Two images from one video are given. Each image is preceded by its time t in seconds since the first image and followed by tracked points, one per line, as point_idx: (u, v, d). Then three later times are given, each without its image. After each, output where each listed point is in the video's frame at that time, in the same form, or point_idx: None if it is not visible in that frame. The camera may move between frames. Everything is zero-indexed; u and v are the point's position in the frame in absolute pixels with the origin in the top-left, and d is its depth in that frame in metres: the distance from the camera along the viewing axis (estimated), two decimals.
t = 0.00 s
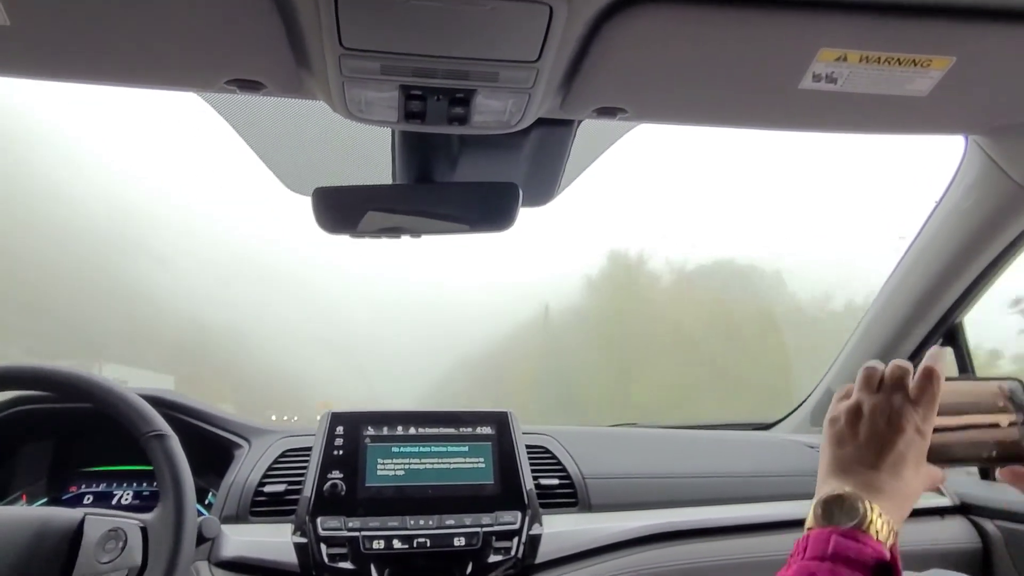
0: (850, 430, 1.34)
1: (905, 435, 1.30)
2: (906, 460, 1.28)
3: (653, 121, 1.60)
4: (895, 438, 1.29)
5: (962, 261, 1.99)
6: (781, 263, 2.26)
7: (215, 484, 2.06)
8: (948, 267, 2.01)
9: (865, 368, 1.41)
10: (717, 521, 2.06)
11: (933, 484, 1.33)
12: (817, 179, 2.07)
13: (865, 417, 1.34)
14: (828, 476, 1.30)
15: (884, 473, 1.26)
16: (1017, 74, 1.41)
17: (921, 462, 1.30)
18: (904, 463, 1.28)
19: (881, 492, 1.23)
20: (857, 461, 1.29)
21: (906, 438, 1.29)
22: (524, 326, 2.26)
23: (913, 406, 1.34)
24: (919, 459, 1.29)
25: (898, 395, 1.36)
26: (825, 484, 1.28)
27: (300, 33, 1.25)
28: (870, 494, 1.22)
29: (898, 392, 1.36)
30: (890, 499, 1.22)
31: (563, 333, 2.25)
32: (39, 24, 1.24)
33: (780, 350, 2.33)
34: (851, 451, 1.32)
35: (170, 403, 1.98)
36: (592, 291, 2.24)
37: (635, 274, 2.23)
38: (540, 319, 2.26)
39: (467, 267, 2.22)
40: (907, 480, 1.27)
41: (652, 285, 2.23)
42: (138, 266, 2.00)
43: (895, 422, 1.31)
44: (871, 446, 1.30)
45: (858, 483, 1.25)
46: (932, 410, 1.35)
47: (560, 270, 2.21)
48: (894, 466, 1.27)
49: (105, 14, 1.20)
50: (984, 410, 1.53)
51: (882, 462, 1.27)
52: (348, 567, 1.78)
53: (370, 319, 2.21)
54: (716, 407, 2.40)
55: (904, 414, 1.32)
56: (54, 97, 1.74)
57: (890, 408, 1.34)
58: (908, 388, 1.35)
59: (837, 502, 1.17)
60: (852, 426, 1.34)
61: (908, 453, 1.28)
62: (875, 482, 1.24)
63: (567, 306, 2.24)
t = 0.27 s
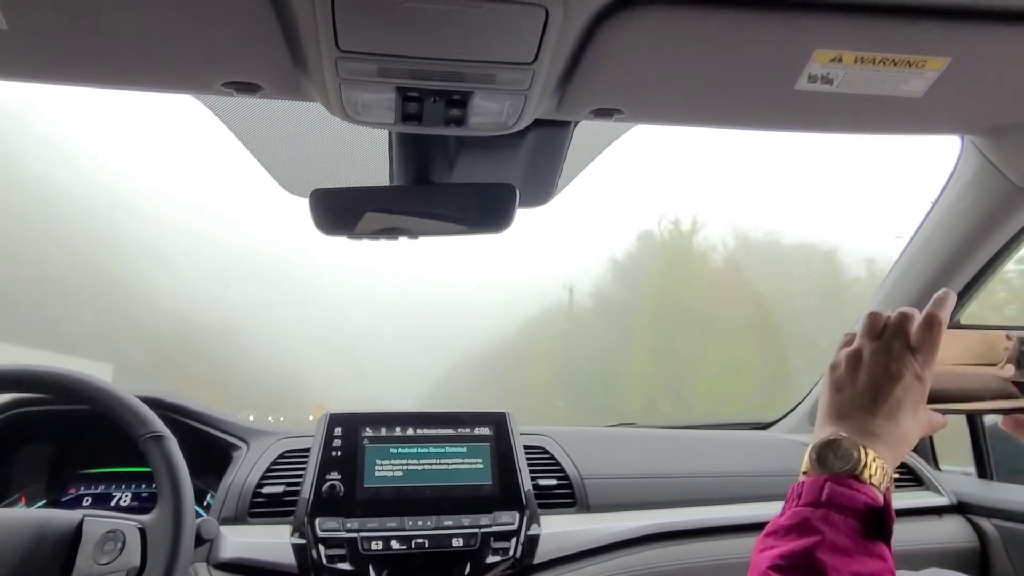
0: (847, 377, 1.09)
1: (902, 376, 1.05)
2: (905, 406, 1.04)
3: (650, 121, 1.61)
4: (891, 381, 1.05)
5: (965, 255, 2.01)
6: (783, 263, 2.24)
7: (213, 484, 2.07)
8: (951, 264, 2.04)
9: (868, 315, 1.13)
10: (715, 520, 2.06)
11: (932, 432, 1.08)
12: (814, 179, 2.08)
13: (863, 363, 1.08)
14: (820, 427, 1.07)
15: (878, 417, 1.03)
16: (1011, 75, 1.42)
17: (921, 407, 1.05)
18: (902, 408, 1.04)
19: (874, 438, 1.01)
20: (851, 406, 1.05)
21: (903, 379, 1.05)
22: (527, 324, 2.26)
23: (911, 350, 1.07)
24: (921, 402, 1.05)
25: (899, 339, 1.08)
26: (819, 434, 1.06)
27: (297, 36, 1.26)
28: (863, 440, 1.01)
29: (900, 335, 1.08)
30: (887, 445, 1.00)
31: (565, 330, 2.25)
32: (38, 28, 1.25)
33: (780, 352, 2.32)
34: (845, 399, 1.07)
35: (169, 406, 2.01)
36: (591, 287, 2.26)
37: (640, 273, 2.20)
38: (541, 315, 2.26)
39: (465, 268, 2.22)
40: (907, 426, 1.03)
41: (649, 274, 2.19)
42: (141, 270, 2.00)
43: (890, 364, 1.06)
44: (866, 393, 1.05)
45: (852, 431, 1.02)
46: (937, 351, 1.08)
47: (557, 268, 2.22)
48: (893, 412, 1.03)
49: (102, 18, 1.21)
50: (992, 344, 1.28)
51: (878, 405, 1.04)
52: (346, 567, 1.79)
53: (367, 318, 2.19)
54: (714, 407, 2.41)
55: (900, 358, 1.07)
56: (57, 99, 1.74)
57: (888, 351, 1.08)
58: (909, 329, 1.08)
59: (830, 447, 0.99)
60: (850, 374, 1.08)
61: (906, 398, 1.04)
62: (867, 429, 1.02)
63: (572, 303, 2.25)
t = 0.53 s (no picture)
0: (850, 359, 1.06)
1: (907, 360, 1.02)
2: (909, 390, 1.01)
3: (647, 120, 1.61)
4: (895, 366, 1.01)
5: (968, 246, 2.04)
6: (786, 262, 2.21)
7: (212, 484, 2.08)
8: (954, 254, 2.06)
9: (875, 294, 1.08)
10: (712, 519, 2.07)
11: (936, 414, 1.05)
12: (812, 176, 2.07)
13: (867, 346, 1.04)
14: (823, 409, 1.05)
15: (880, 402, 1.00)
16: (1008, 73, 1.42)
17: (926, 392, 1.02)
18: (906, 392, 1.01)
19: (875, 424, 0.99)
20: (854, 390, 1.03)
21: (908, 363, 1.01)
22: (523, 328, 2.20)
23: (917, 334, 1.03)
24: (926, 386, 1.02)
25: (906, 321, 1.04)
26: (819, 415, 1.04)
27: (292, 36, 1.26)
28: (864, 426, 0.99)
29: (908, 317, 1.03)
30: (891, 432, 0.98)
31: (564, 332, 2.21)
32: (34, 30, 1.25)
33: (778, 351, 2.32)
34: (847, 381, 1.04)
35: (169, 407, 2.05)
36: (592, 291, 2.21)
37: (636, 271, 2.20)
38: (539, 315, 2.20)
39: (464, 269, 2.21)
40: (910, 411, 1.01)
41: (648, 278, 2.19)
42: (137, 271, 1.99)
43: (895, 347, 1.02)
44: (868, 377, 1.02)
45: (853, 416, 1.00)
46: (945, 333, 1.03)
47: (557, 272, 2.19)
48: (896, 398, 1.00)
49: (98, 19, 1.21)
50: (994, 332, 1.25)
51: (881, 391, 1.01)
52: (344, 567, 1.79)
53: (364, 319, 2.16)
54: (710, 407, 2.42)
55: (905, 342, 1.02)
56: (60, 103, 1.78)
57: (893, 334, 1.03)
58: (915, 311, 1.04)
59: (832, 432, 0.98)
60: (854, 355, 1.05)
61: (911, 383, 1.01)
62: (868, 414, 0.99)
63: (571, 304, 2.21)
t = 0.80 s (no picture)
0: (859, 352, 1.14)
1: (915, 355, 1.10)
2: (916, 382, 1.09)
3: (653, 125, 1.61)
4: (904, 360, 1.09)
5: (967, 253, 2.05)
6: (787, 265, 2.22)
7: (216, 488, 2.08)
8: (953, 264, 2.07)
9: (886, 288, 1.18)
10: (717, 524, 2.07)
11: (942, 407, 1.13)
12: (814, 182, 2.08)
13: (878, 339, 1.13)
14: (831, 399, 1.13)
15: (887, 395, 1.08)
16: (1013, 82, 1.43)
17: (932, 384, 1.10)
18: (913, 385, 1.09)
19: (882, 416, 1.06)
20: (863, 382, 1.11)
21: (916, 357, 1.10)
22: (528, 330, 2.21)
23: (926, 328, 1.11)
24: (932, 380, 1.10)
25: (916, 316, 1.13)
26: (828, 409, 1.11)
27: (301, 42, 1.26)
28: (871, 418, 1.06)
29: (916, 313, 1.13)
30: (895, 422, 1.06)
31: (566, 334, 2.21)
32: (42, 34, 1.25)
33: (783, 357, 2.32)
34: (856, 375, 1.13)
35: (172, 410, 2.01)
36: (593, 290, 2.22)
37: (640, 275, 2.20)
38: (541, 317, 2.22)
39: (467, 274, 2.21)
40: (916, 404, 1.08)
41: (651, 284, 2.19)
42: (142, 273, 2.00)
43: (903, 341, 1.11)
44: (876, 370, 1.11)
45: (861, 408, 1.08)
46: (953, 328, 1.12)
47: (558, 273, 2.20)
48: (902, 391, 1.08)
49: (107, 24, 1.21)
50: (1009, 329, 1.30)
51: (889, 382, 1.09)
52: (348, 571, 1.79)
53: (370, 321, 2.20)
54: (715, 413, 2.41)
55: (914, 336, 1.11)
56: (64, 104, 1.76)
57: (903, 328, 1.12)
58: (926, 306, 1.13)
59: (839, 426, 1.05)
60: (864, 348, 1.14)
61: (918, 377, 1.09)
62: (875, 407, 1.07)
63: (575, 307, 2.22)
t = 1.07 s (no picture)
0: (868, 336, 1.14)
1: (925, 340, 1.10)
2: (925, 368, 1.09)
3: (652, 126, 1.61)
4: (913, 345, 1.10)
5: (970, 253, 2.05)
6: (787, 267, 2.22)
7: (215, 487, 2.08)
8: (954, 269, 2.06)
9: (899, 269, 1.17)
10: (716, 525, 2.06)
11: (952, 389, 1.13)
12: (814, 183, 2.07)
13: (888, 323, 1.13)
14: (838, 383, 1.15)
15: (895, 381, 1.09)
16: (1014, 83, 1.42)
17: (942, 369, 1.10)
18: (922, 370, 1.09)
19: (888, 402, 1.07)
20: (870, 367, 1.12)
21: (927, 342, 1.09)
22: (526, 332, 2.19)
23: (938, 312, 1.11)
24: (941, 365, 1.10)
25: (927, 299, 1.12)
26: (834, 394, 1.12)
27: (299, 40, 1.26)
28: (876, 404, 1.07)
29: (928, 296, 1.12)
30: (901, 409, 1.07)
31: (563, 332, 2.21)
32: (42, 33, 1.25)
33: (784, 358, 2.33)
34: (864, 359, 1.13)
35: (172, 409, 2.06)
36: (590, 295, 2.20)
37: (637, 276, 2.18)
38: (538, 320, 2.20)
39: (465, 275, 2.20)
40: (924, 390, 1.09)
41: (650, 286, 2.19)
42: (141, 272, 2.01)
43: (913, 326, 1.10)
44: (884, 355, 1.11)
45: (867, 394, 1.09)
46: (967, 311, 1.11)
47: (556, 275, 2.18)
48: (910, 377, 1.09)
49: (105, 23, 1.22)
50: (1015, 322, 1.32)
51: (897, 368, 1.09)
52: (346, 571, 1.79)
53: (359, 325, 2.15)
54: (714, 414, 2.41)
55: (925, 321, 1.10)
56: (68, 104, 1.78)
57: (913, 312, 1.12)
58: (938, 290, 1.12)
59: (843, 413, 1.06)
60: (874, 332, 1.14)
61: (927, 362, 1.09)
62: (882, 393, 1.08)
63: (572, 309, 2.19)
